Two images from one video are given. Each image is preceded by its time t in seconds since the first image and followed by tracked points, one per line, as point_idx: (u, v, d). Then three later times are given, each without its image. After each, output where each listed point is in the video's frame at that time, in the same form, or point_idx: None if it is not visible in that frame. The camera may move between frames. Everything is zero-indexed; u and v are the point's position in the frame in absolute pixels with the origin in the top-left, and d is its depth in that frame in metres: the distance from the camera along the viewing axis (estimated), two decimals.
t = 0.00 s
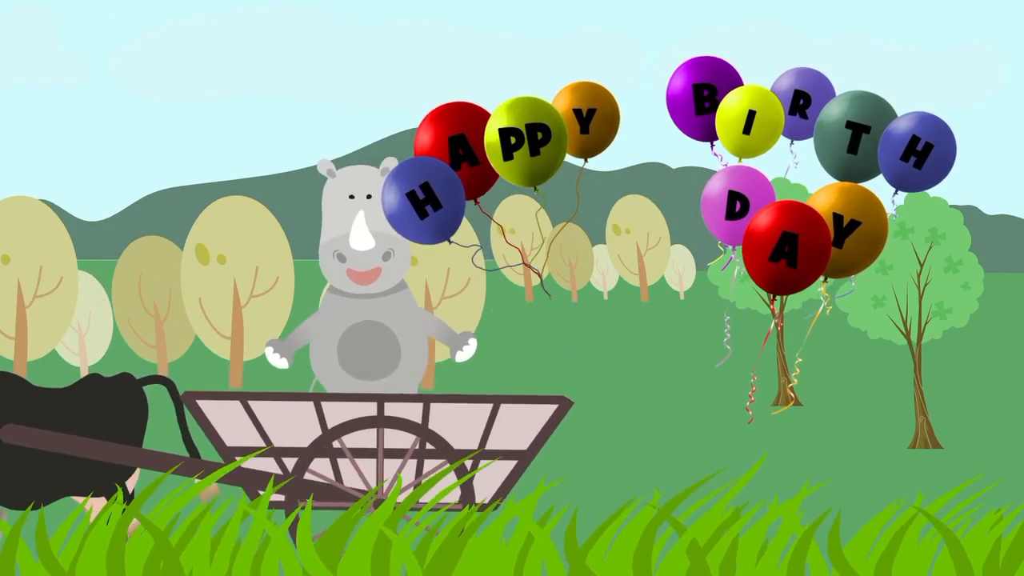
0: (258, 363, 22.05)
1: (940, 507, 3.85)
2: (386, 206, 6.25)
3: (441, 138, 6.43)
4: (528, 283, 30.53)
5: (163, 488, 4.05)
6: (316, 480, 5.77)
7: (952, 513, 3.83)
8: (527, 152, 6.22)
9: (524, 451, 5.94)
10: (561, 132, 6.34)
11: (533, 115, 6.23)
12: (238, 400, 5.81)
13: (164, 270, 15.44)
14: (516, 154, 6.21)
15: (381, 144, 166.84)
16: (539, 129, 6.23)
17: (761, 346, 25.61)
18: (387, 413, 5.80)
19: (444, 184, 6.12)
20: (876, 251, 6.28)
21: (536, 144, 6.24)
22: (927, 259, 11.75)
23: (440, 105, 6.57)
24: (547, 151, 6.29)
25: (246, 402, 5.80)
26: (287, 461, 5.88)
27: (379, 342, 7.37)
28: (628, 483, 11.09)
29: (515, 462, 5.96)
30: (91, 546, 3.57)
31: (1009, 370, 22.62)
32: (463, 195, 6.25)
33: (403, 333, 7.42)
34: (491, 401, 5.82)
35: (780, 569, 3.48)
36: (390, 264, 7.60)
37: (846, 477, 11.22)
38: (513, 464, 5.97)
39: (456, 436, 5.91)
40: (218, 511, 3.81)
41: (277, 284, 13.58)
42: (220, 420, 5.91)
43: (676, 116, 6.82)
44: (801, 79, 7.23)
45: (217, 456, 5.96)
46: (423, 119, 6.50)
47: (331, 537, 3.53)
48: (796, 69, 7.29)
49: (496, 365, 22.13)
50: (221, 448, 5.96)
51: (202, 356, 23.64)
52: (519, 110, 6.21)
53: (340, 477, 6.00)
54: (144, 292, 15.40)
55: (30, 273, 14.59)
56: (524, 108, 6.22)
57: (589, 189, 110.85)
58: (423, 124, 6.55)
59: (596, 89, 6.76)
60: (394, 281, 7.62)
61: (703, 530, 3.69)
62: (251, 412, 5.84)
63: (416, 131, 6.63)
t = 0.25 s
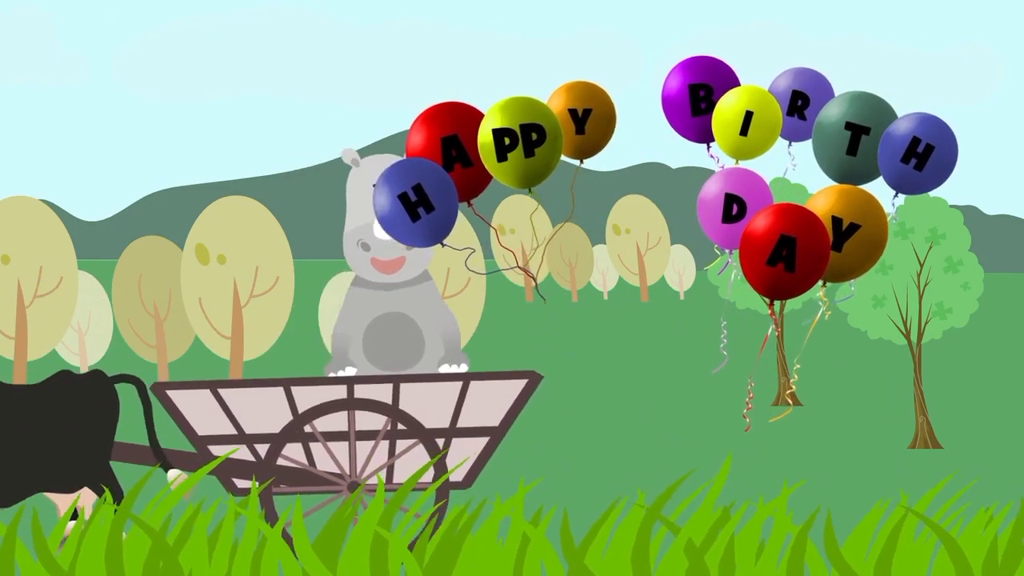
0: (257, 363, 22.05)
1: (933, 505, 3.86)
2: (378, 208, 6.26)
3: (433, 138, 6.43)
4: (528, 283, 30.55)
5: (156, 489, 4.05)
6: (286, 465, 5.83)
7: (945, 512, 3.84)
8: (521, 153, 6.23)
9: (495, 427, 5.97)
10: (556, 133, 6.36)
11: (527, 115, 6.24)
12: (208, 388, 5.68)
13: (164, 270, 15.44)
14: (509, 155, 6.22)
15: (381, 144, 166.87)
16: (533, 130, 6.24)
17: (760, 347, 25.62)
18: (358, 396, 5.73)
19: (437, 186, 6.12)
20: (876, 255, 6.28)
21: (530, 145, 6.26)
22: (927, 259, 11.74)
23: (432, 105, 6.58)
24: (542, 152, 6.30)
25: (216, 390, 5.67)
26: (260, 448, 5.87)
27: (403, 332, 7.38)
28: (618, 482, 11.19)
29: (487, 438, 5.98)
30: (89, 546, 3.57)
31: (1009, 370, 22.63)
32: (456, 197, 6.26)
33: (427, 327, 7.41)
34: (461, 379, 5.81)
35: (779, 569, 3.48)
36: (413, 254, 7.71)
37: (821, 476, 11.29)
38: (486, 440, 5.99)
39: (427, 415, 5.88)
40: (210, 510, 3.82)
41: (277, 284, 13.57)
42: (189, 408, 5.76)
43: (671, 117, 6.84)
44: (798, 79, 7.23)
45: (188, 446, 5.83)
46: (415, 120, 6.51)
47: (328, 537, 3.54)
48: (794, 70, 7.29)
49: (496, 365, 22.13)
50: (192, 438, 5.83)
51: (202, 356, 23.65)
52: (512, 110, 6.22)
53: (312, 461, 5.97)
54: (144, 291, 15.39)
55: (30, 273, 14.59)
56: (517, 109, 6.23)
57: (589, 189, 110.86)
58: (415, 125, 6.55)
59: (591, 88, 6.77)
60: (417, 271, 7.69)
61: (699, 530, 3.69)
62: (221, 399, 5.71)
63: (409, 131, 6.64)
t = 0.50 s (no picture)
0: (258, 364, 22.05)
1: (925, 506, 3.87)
2: (370, 210, 6.26)
3: (427, 140, 6.44)
4: (529, 283, 30.55)
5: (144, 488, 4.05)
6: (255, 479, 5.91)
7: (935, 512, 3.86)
8: (516, 154, 6.22)
9: (469, 450, 6.08)
10: (551, 134, 6.35)
11: (522, 115, 6.24)
12: (185, 398, 5.98)
13: (164, 270, 15.43)
14: (504, 156, 6.21)
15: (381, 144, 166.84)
16: (528, 131, 6.23)
17: (761, 347, 25.61)
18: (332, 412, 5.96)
19: (430, 187, 6.12)
20: (876, 259, 6.29)
21: (525, 146, 6.25)
22: (927, 259, 11.74)
23: (425, 106, 6.58)
24: (537, 153, 6.29)
25: (192, 400, 5.97)
26: (233, 460, 6.06)
27: (368, 330, 7.40)
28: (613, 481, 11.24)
29: (461, 461, 6.09)
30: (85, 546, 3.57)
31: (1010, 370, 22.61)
32: (449, 199, 6.26)
33: (391, 320, 7.47)
34: (437, 399, 5.98)
35: (774, 568, 3.48)
36: (356, 253, 7.64)
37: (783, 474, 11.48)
38: (459, 462, 6.09)
39: (401, 434, 6.05)
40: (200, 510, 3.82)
41: (276, 284, 13.59)
42: (165, 418, 6.01)
43: (668, 117, 6.85)
44: (797, 80, 7.23)
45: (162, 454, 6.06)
46: (408, 121, 6.51)
47: (322, 536, 3.54)
48: (792, 71, 7.29)
49: (496, 365, 22.13)
50: (167, 446, 6.05)
51: (202, 357, 23.64)
52: (507, 110, 6.21)
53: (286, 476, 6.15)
54: (144, 291, 15.40)
55: (30, 273, 14.58)
56: (512, 110, 6.22)
57: (589, 189, 110.84)
58: (408, 125, 6.56)
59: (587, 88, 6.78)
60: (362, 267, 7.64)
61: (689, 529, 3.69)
62: (196, 410, 5.99)
63: (401, 132, 6.66)
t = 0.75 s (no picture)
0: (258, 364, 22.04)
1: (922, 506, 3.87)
2: (361, 211, 6.27)
3: (418, 141, 6.44)
4: (529, 283, 30.55)
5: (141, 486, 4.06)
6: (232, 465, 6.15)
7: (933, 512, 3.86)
8: (509, 155, 6.23)
9: (440, 426, 6.26)
10: (546, 134, 6.35)
11: (517, 116, 6.23)
12: (154, 388, 6.02)
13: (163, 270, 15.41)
14: (498, 157, 6.22)
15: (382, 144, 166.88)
16: (522, 131, 6.23)
17: (761, 348, 25.60)
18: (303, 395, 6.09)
19: (421, 189, 6.12)
20: (876, 263, 6.29)
21: (519, 147, 6.25)
22: (926, 259, 11.73)
23: (415, 106, 6.58)
24: (531, 154, 6.29)
25: (162, 390, 6.01)
26: (206, 446, 6.18)
27: (323, 328, 7.22)
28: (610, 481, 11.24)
29: (432, 437, 6.28)
30: (83, 547, 3.57)
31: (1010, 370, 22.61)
32: (441, 201, 6.26)
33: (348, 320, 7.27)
34: (406, 378, 6.10)
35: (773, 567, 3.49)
36: (319, 248, 7.47)
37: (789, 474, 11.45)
38: (431, 438, 6.29)
39: (373, 415, 6.20)
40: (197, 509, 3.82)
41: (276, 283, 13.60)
42: (135, 408, 6.09)
43: (662, 117, 6.84)
44: (795, 81, 7.23)
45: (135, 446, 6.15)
46: (399, 121, 6.52)
47: (321, 536, 3.54)
48: (790, 72, 7.29)
49: (496, 365, 22.12)
50: (138, 436, 6.15)
51: (203, 356, 23.63)
52: (501, 111, 6.21)
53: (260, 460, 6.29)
54: (144, 291, 15.39)
55: (30, 273, 14.57)
56: (506, 110, 6.21)
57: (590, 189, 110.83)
58: (399, 126, 6.57)
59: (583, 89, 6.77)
60: (324, 262, 7.48)
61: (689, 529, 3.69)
62: (166, 399, 6.04)
63: (392, 133, 6.66)
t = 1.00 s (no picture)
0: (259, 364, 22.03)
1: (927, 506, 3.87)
2: (353, 214, 6.27)
3: (411, 141, 6.44)
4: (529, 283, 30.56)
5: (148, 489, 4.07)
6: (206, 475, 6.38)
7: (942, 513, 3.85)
8: (504, 156, 6.22)
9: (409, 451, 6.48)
10: (541, 134, 6.34)
11: (512, 116, 6.23)
12: (129, 398, 6.35)
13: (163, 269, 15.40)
14: (493, 158, 6.21)
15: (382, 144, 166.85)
16: (516, 132, 6.23)
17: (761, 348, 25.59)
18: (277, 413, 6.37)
19: (413, 191, 6.12)
20: (876, 266, 6.29)
21: (514, 148, 6.25)
22: (926, 259, 11.73)
23: (408, 106, 6.58)
24: (526, 156, 6.29)
25: (138, 401, 6.34)
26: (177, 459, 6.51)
27: (287, 335, 8.05)
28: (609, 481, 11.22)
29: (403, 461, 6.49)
30: (86, 547, 3.57)
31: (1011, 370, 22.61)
32: (434, 203, 6.26)
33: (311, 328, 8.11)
34: (381, 401, 6.37)
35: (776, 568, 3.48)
36: (296, 252, 8.21)
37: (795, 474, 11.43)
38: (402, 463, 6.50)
39: (346, 436, 6.45)
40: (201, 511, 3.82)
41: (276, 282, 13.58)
42: (110, 418, 6.41)
43: (658, 117, 6.84)
44: (793, 82, 7.23)
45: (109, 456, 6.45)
46: (392, 122, 6.52)
47: (324, 538, 3.54)
48: (788, 73, 7.28)
49: (496, 365, 22.12)
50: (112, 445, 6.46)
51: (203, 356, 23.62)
52: (495, 111, 6.20)
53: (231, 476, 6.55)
54: (144, 291, 15.39)
55: (30, 273, 14.57)
56: (500, 110, 6.21)
57: (590, 189, 110.82)
58: (392, 126, 6.56)
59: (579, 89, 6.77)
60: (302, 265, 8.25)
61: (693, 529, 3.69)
62: (142, 410, 6.38)
63: (385, 133, 6.65)
